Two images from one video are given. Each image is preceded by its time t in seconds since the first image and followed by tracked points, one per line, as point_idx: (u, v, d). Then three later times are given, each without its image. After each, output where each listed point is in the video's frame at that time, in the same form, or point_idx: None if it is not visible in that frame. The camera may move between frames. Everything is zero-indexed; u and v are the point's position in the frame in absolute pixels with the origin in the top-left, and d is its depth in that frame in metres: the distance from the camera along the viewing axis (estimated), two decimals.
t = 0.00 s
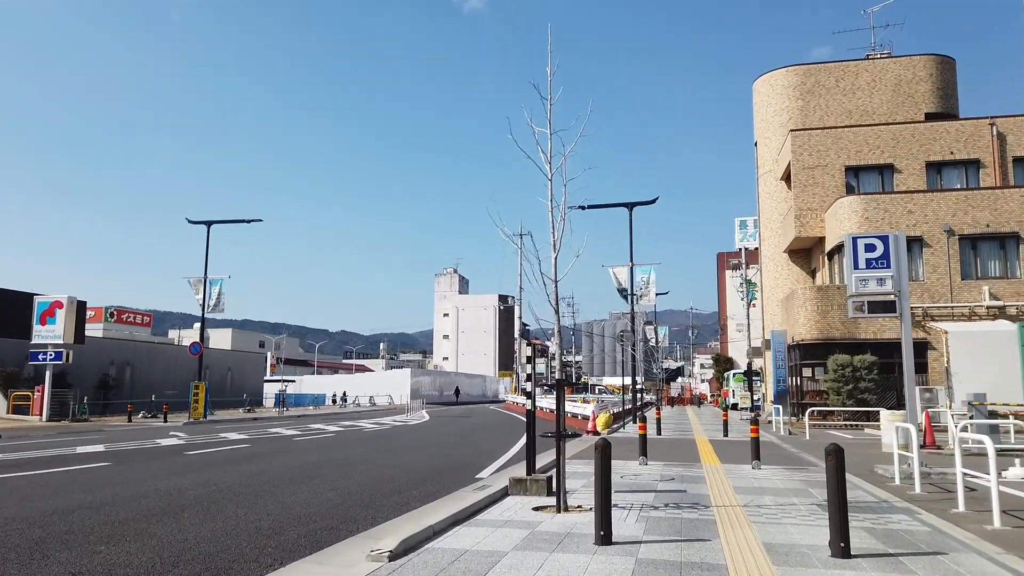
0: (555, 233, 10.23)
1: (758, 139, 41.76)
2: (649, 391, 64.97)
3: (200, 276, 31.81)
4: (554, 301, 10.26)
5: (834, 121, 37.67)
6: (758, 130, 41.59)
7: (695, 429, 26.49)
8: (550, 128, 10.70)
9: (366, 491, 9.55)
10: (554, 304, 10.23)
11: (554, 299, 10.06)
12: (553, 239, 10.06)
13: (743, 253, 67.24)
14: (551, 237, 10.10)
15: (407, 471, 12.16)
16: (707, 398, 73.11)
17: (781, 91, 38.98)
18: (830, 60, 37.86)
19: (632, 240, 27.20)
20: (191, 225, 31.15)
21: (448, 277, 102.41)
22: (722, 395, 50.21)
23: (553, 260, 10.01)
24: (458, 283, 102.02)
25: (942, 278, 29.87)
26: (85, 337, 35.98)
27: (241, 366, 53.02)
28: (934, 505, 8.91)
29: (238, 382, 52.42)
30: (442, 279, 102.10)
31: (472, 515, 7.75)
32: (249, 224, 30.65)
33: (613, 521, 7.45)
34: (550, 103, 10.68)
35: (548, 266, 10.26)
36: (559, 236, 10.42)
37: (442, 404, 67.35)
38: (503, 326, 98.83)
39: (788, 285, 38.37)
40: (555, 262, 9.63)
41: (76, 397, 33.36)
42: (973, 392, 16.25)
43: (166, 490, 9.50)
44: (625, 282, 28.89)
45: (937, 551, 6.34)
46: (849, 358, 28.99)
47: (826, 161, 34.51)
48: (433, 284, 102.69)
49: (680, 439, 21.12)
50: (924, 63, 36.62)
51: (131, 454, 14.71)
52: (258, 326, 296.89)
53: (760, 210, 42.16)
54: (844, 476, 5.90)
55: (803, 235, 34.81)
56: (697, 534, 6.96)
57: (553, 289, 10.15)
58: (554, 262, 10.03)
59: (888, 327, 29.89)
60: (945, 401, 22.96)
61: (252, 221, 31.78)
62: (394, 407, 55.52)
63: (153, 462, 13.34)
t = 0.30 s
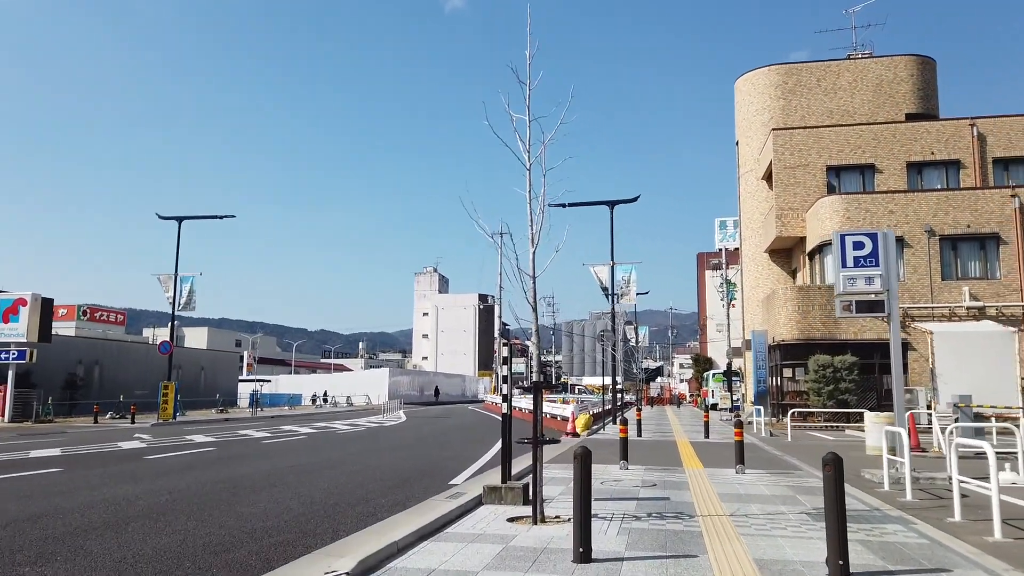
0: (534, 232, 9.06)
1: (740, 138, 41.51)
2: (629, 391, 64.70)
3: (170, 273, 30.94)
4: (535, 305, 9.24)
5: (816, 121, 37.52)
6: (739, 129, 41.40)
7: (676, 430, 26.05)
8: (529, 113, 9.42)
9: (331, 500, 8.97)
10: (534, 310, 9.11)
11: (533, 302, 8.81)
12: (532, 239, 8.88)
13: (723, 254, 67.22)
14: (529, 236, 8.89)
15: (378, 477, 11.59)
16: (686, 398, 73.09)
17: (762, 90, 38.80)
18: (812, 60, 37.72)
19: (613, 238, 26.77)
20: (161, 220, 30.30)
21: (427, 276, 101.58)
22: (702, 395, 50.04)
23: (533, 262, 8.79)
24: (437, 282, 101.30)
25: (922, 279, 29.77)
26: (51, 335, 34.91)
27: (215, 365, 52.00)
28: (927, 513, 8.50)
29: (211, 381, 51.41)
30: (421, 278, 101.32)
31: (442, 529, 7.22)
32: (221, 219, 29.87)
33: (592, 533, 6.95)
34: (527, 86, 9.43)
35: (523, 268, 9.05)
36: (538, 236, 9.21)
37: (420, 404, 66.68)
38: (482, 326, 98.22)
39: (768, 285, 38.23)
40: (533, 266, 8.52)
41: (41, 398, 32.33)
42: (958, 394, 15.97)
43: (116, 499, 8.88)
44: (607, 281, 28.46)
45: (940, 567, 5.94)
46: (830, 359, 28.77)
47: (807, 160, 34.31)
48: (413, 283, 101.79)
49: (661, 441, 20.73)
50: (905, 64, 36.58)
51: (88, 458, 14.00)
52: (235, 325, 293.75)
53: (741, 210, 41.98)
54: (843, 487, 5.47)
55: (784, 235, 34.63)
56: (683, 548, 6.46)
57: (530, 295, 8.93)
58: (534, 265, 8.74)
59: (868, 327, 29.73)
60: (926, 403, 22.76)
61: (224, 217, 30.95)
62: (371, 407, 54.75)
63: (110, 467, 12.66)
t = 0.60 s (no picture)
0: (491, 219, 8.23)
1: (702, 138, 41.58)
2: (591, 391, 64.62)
3: (117, 269, 29.69)
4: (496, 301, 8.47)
5: (777, 122, 37.67)
6: (702, 129, 41.44)
7: (638, 430, 25.74)
8: (486, 95, 8.73)
9: (272, 511, 8.36)
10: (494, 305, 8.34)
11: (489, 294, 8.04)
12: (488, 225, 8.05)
13: (685, 254, 67.55)
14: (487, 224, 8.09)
15: (328, 483, 10.98)
16: (648, 399, 73.37)
17: (725, 91, 38.86)
18: (773, 61, 37.88)
19: (576, 236, 26.40)
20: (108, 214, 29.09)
21: (389, 275, 100.43)
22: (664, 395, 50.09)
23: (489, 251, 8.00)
24: (400, 281, 100.22)
25: (881, 280, 29.99)
26: None
27: (167, 365, 50.44)
28: (900, 520, 8.18)
29: (163, 382, 49.84)
30: (383, 276, 100.11)
31: (388, 544, 6.68)
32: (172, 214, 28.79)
33: (552, 546, 6.47)
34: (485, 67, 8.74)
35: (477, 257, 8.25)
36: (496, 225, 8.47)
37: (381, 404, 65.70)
38: (445, 325, 97.42)
39: (729, 285, 38.30)
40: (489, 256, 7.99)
41: None
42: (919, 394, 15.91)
43: (35, 511, 8.16)
44: (570, 279, 28.08)
45: None
46: (791, 359, 28.80)
47: (768, 161, 34.39)
48: (375, 282, 100.50)
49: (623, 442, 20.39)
50: (865, 67, 36.96)
51: (17, 464, 13.11)
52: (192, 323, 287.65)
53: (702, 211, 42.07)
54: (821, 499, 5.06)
55: (745, 235, 34.66)
56: (648, 563, 6.01)
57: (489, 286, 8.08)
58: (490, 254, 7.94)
59: (829, 327, 29.81)
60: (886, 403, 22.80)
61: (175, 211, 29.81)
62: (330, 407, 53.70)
63: (39, 474, 11.83)
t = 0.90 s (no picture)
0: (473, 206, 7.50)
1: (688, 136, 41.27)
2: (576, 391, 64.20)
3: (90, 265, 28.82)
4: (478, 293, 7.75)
5: (763, 120, 37.39)
6: (688, 127, 41.09)
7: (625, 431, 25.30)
8: (468, 73, 8.04)
9: (237, 518, 7.81)
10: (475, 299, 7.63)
11: (469, 285, 7.30)
12: (469, 211, 7.30)
13: (670, 254, 67.37)
14: (468, 210, 7.35)
15: (300, 487, 10.42)
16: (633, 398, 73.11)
17: (711, 89, 38.54)
18: (759, 59, 37.60)
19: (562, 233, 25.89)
20: (81, 209, 28.24)
21: (374, 274, 99.57)
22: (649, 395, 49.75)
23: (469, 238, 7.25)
24: (384, 280, 99.42)
25: (868, 279, 29.75)
26: None
27: (145, 365, 49.41)
28: (906, 526, 7.75)
29: (140, 382, 48.80)
30: (367, 276, 99.24)
31: (358, 556, 6.16)
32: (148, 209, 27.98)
33: (538, 557, 6.00)
34: (466, 43, 8.06)
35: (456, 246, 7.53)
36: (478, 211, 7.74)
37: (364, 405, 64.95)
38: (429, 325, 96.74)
39: (715, 284, 38.00)
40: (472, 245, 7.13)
41: None
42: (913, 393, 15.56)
43: None
44: (555, 277, 27.62)
45: None
46: (778, 359, 28.51)
47: (755, 159, 34.04)
48: (359, 282, 99.62)
49: (609, 443, 19.92)
50: (851, 65, 36.79)
51: None
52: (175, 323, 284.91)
53: (688, 210, 41.73)
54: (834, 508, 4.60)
55: (732, 234, 34.35)
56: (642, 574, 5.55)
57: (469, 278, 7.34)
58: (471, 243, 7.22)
59: (815, 326, 29.55)
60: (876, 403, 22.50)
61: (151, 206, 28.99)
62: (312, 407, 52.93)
63: None
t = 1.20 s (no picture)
0: (448, 193, 6.85)
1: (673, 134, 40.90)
2: (559, 392, 63.68)
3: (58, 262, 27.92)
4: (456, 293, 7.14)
5: (748, 118, 37.08)
6: (673, 125, 40.74)
7: (608, 432, 24.81)
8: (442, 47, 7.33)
9: (190, 531, 7.21)
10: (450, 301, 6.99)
11: (443, 280, 6.62)
12: (443, 198, 6.64)
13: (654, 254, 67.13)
14: (442, 197, 6.69)
15: (265, 494, 9.81)
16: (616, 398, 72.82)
17: (696, 86, 38.19)
18: (744, 57, 37.31)
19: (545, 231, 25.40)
20: (49, 203, 27.33)
21: (355, 273, 98.56)
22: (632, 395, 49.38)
23: (443, 228, 6.59)
24: (366, 279, 98.44)
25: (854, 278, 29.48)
26: None
27: (119, 364, 48.31)
28: (907, 537, 7.29)
29: (114, 382, 47.71)
30: (349, 274, 98.20)
31: None
32: (118, 204, 27.13)
33: None
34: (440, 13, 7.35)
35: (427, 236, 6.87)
36: (453, 199, 7.09)
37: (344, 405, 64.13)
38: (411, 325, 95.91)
39: (700, 283, 37.70)
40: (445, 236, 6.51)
41: None
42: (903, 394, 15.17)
43: None
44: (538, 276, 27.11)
45: None
46: (763, 359, 28.16)
47: (740, 157, 33.69)
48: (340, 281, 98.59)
49: (593, 445, 19.44)
50: (836, 64, 36.59)
51: None
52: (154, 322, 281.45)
53: (673, 208, 41.38)
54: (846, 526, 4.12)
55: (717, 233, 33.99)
56: None
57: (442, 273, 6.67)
58: (445, 233, 6.57)
59: (800, 326, 29.25)
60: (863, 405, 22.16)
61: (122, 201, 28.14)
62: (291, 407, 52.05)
63: None
